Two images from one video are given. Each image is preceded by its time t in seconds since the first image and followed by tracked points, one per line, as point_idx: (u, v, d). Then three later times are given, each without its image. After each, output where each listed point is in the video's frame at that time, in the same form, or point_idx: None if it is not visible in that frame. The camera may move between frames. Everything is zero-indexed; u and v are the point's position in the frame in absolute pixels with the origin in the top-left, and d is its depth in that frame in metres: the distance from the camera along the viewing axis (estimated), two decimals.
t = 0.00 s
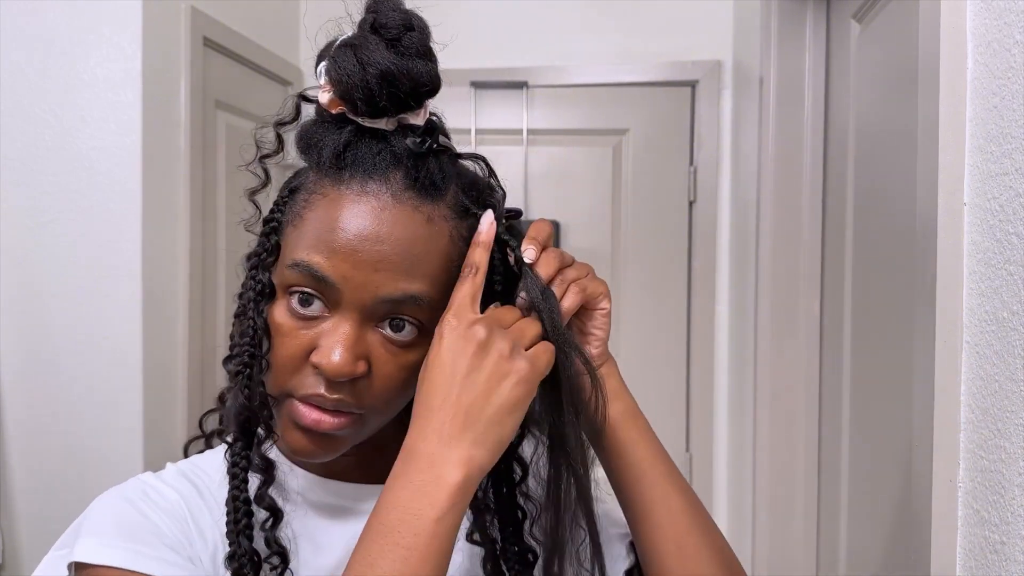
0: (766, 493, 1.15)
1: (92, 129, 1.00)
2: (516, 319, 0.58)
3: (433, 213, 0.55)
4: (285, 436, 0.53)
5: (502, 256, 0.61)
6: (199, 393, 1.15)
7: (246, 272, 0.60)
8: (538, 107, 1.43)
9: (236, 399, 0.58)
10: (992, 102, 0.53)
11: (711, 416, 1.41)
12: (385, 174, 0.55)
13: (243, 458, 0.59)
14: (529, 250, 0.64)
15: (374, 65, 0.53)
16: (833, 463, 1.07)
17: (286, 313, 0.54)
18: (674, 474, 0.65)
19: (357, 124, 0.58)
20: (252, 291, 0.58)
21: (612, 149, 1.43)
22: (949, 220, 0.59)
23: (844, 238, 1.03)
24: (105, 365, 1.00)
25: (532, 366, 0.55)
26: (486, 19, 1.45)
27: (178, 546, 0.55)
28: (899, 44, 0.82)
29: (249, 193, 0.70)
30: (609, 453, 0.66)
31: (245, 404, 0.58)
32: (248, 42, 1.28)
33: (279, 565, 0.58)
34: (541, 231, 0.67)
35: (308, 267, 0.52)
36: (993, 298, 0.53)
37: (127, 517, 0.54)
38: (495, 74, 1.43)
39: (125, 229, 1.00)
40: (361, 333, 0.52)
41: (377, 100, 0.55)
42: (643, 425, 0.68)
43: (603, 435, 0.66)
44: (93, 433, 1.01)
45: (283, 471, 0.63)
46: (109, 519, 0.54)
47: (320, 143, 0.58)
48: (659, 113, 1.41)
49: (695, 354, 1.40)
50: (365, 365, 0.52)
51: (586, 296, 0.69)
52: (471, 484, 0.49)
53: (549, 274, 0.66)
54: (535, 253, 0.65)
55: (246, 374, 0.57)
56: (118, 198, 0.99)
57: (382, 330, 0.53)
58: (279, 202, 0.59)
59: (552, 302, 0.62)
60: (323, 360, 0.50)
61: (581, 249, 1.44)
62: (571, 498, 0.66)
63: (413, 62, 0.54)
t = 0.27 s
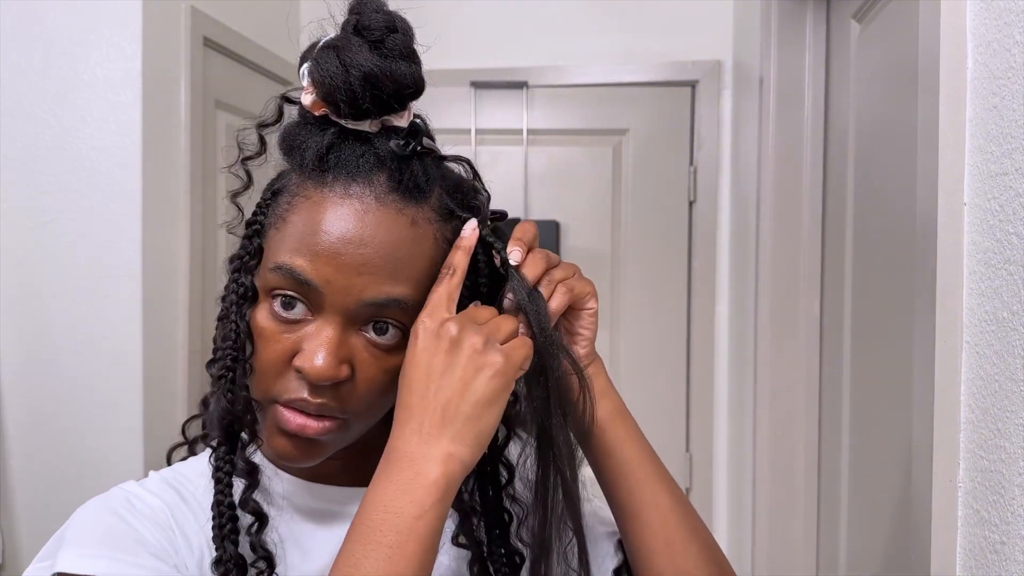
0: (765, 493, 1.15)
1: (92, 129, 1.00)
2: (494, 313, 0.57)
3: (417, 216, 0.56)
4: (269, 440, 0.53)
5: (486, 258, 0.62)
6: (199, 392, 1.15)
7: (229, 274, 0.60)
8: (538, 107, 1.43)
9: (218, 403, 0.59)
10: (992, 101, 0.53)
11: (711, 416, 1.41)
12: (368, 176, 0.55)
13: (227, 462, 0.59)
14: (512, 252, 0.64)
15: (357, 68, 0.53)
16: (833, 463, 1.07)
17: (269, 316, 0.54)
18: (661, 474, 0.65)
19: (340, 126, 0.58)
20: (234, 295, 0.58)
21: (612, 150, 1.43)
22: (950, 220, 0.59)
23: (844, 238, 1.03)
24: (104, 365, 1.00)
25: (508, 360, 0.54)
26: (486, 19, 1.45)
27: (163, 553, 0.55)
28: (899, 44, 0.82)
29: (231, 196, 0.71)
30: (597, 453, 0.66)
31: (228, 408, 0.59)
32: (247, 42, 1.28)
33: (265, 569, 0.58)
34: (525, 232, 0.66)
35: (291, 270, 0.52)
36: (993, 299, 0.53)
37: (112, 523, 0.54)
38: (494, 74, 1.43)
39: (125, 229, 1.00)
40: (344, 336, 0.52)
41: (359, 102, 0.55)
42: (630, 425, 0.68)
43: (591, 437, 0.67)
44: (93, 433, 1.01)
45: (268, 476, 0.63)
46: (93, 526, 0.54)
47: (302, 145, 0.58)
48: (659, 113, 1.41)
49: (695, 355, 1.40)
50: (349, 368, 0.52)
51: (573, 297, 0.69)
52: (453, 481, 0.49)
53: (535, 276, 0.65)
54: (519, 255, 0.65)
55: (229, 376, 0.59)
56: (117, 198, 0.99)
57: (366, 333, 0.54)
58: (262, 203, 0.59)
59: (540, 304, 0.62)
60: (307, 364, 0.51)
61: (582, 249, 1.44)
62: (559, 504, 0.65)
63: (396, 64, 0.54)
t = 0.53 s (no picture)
0: (765, 493, 1.15)
1: (92, 129, 1.00)
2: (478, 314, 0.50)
3: (411, 222, 0.55)
4: (261, 443, 0.53)
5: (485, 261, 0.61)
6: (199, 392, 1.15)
7: (225, 274, 0.61)
8: (538, 107, 1.43)
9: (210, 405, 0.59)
10: (992, 101, 0.53)
11: (711, 416, 1.41)
12: (362, 181, 0.55)
13: (217, 465, 0.59)
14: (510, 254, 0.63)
15: (352, 71, 0.53)
16: (833, 463, 1.07)
17: (261, 318, 0.54)
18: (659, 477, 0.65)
19: (335, 129, 0.58)
20: (228, 298, 0.59)
21: (612, 149, 1.43)
22: (949, 220, 0.59)
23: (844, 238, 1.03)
24: (104, 365, 1.00)
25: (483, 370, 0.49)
26: (486, 19, 1.45)
27: (154, 555, 0.55)
28: (899, 44, 0.82)
29: (228, 198, 0.71)
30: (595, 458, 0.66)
31: (219, 411, 0.59)
32: (247, 42, 1.28)
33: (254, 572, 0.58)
34: (519, 235, 0.66)
35: (281, 275, 0.52)
36: (993, 298, 0.53)
37: (106, 523, 0.54)
38: (495, 74, 1.43)
39: (125, 229, 1.00)
40: (336, 342, 0.52)
41: (354, 106, 0.55)
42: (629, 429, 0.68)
43: (590, 441, 0.66)
44: (93, 433, 1.01)
45: (261, 476, 0.63)
46: (86, 525, 0.54)
47: (297, 147, 0.58)
48: (659, 113, 1.41)
49: (696, 355, 1.41)
50: (341, 374, 0.51)
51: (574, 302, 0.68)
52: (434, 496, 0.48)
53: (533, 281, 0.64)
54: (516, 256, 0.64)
55: (221, 379, 0.59)
56: (117, 198, 0.99)
57: (359, 338, 0.53)
58: (256, 206, 0.59)
59: (540, 310, 0.62)
60: (297, 369, 0.50)
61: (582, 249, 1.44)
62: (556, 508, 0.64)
63: (391, 67, 0.54)
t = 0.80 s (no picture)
0: (766, 493, 1.15)
1: (92, 129, 1.00)
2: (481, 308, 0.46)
3: (404, 242, 0.53)
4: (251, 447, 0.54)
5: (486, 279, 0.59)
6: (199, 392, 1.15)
7: (227, 278, 0.62)
8: (538, 107, 1.43)
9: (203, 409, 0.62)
10: (992, 101, 0.53)
11: (711, 416, 1.41)
12: (357, 198, 0.54)
13: (207, 471, 0.61)
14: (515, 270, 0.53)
15: (349, 85, 0.51)
16: (833, 463, 1.07)
17: (252, 327, 0.53)
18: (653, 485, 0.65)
19: (336, 141, 0.57)
20: (224, 303, 0.60)
21: (612, 149, 1.43)
22: (949, 220, 0.59)
23: (844, 238, 1.03)
24: (104, 365, 1.00)
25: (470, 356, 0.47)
26: (486, 19, 1.45)
27: (153, 546, 0.57)
28: (899, 44, 0.82)
29: (231, 204, 0.71)
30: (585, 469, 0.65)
31: (209, 416, 0.62)
32: (247, 42, 1.28)
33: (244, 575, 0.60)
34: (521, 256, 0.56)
35: (266, 287, 0.51)
36: (993, 298, 0.53)
37: (106, 511, 0.57)
38: (495, 74, 1.43)
39: (125, 229, 1.00)
40: (322, 358, 0.51)
41: (351, 119, 0.53)
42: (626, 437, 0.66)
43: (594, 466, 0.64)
44: (93, 433, 1.01)
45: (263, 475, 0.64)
46: (91, 511, 0.57)
47: (299, 155, 0.58)
48: (660, 113, 1.41)
49: (696, 355, 1.41)
50: (325, 391, 0.51)
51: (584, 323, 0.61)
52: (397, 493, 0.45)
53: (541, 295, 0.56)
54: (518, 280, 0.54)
55: (214, 385, 0.62)
56: (117, 198, 0.99)
57: (347, 356, 0.52)
58: (258, 212, 0.61)
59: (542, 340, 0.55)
60: (279, 381, 0.49)
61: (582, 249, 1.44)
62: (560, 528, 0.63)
63: (391, 83, 0.52)
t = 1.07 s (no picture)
0: (766, 493, 1.15)
1: (92, 129, 1.00)
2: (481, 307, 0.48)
3: (390, 246, 0.53)
4: (245, 449, 0.56)
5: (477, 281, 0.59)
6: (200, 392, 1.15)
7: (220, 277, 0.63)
8: (538, 107, 1.43)
9: (196, 410, 0.62)
10: (992, 101, 0.53)
11: (711, 416, 1.41)
12: (343, 202, 0.54)
13: (202, 471, 0.61)
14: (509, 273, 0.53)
15: (331, 89, 0.52)
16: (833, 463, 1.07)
17: (241, 330, 0.54)
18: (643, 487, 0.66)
19: (325, 144, 0.57)
20: (217, 305, 0.61)
21: (612, 149, 1.43)
22: (949, 220, 0.59)
23: (844, 238, 1.03)
24: (104, 365, 1.00)
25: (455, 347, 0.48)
26: (486, 19, 1.45)
27: (158, 530, 0.60)
28: (899, 45, 0.82)
29: (221, 206, 0.71)
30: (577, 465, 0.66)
31: (203, 417, 0.62)
32: (247, 42, 1.28)
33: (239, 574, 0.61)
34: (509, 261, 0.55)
35: (254, 291, 0.52)
36: (993, 298, 0.53)
37: (114, 500, 0.61)
38: (495, 74, 1.43)
39: (125, 229, 1.00)
40: (309, 362, 0.52)
41: (334, 123, 0.54)
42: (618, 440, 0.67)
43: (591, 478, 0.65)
44: (93, 433, 1.01)
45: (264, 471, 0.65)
46: (99, 502, 0.61)
47: (290, 158, 0.58)
48: (660, 113, 1.41)
49: (696, 355, 1.41)
50: (313, 395, 0.52)
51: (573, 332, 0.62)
52: (370, 462, 0.48)
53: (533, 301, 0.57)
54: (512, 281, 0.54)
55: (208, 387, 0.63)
56: (117, 198, 1.00)
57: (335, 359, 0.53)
58: (251, 214, 0.62)
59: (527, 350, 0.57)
60: (266, 386, 0.50)
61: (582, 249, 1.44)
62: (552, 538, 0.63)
63: (374, 85, 0.52)
